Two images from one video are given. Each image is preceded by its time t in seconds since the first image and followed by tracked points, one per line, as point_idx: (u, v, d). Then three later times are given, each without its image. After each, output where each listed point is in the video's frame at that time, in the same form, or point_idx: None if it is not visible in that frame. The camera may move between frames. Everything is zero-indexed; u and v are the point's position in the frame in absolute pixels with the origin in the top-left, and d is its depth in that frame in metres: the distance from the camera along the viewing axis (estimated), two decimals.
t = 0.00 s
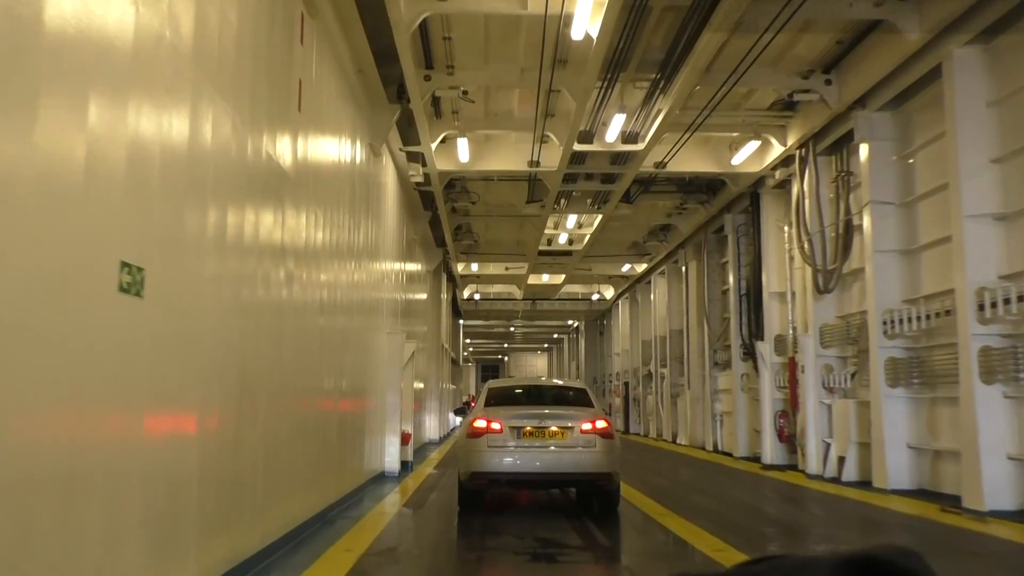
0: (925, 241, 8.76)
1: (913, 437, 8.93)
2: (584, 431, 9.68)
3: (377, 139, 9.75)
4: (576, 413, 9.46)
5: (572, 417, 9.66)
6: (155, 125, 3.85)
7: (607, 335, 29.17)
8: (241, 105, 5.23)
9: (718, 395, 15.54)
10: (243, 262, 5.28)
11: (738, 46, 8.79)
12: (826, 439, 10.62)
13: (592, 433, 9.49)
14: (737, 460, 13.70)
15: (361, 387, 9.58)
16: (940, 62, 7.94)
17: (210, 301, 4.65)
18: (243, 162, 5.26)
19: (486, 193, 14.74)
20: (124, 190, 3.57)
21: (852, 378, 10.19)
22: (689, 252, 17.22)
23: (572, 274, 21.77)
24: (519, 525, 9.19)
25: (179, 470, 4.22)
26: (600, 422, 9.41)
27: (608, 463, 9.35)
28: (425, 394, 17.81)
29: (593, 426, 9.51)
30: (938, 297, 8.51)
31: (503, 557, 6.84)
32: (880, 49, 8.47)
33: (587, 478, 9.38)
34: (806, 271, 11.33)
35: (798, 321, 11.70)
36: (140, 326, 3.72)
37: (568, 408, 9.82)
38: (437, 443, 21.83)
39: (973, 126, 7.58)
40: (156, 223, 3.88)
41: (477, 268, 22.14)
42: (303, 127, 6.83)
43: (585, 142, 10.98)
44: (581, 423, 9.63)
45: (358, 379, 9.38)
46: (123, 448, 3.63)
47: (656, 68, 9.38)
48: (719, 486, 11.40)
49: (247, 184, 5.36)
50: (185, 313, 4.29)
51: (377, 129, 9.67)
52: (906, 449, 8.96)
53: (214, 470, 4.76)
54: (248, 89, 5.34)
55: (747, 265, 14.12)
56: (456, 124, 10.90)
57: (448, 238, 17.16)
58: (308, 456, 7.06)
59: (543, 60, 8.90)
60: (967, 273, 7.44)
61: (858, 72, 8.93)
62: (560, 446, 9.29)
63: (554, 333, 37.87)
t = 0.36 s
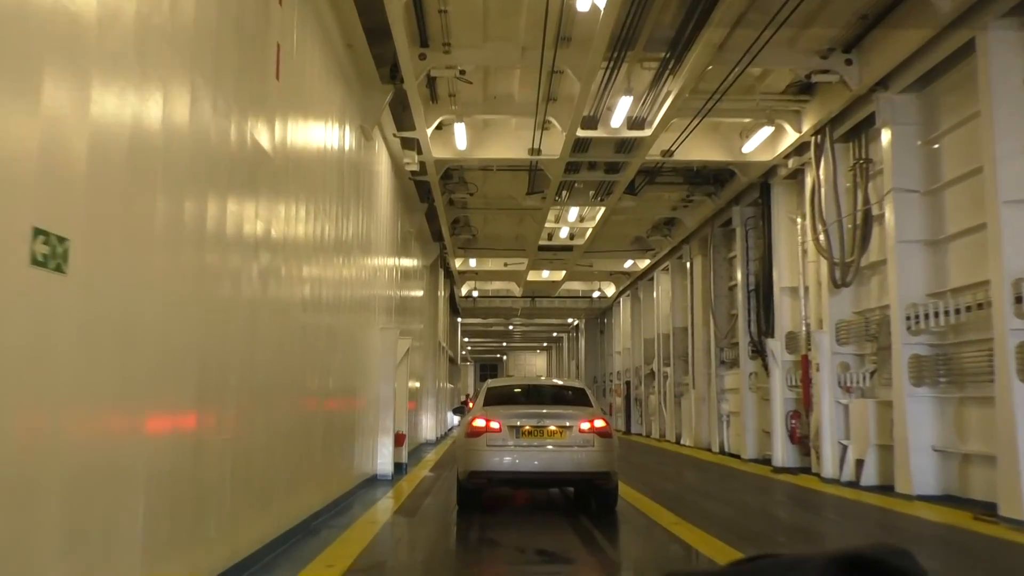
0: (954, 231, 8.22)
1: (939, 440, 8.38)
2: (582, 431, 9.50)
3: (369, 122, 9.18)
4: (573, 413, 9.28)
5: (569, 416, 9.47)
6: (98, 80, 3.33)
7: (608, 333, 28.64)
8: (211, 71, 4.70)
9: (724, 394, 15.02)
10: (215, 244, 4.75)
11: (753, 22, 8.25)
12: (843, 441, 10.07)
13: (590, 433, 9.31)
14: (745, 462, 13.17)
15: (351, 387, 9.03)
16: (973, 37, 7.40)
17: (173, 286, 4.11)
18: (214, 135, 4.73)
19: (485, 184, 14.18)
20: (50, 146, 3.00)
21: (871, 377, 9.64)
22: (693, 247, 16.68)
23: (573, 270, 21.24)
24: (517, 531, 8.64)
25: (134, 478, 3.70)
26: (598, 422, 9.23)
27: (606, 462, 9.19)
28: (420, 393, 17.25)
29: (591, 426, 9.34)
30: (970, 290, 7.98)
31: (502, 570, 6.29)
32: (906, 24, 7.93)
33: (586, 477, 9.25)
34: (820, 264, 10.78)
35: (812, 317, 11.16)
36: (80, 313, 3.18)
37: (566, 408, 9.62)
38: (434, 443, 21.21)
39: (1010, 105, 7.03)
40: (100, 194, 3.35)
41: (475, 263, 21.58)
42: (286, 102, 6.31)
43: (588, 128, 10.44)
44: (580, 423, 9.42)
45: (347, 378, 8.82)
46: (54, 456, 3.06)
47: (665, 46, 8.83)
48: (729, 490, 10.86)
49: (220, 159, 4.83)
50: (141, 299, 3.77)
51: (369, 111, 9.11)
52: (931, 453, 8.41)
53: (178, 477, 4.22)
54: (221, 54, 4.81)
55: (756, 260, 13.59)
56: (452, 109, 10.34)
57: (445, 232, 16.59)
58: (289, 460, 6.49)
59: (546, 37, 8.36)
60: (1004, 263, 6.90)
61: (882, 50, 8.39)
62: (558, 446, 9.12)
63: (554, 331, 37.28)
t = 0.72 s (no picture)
0: (986, 218, 7.68)
1: (970, 441, 7.85)
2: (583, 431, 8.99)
3: (361, 104, 8.66)
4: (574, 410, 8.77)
5: (570, 415, 8.97)
6: (31, 13, 2.81)
7: (610, 332, 28.12)
8: (179, 27, 4.20)
9: (732, 393, 14.50)
10: (184, 221, 4.23)
11: None
12: (863, 443, 9.53)
13: (592, 432, 8.79)
14: (755, 464, 12.65)
15: (343, 385, 8.50)
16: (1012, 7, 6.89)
17: (132, 265, 3.60)
18: (183, 99, 4.23)
19: (484, 175, 13.66)
20: None
21: (893, 375, 9.13)
22: (699, 241, 16.16)
23: (575, 266, 20.71)
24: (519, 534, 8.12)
25: (80, 486, 3.17)
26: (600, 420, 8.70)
27: (606, 461, 8.70)
28: (417, 392, 16.70)
29: (591, 425, 8.84)
30: (1004, 281, 7.44)
31: None
32: None
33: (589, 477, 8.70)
34: (837, 256, 10.25)
35: (827, 312, 10.64)
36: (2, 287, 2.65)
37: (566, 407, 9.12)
38: (431, 444, 20.69)
39: None
40: (32, 150, 2.83)
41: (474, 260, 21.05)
42: (268, 74, 5.79)
43: (594, 113, 9.90)
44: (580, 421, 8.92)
45: (339, 376, 8.29)
46: None
47: (676, 22, 8.31)
48: (740, 493, 10.34)
49: (190, 127, 4.31)
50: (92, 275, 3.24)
51: (361, 91, 8.58)
52: (961, 455, 7.88)
53: (137, 483, 3.70)
54: (190, 9, 4.31)
55: (766, 253, 13.06)
56: (450, 92, 9.80)
57: (443, 226, 16.04)
58: (273, 463, 5.96)
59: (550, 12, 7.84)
60: None
61: (909, 25, 7.89)
62: (558, 444, 8.60)
63: (554, 330, 36.77)
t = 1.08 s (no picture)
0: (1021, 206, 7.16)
1: (1004, 446, 7.32)
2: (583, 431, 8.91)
3: (352, 85, 8.13)
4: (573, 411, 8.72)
5: (570, 416, 8.93)
6: None
7: (611, 331, 27.59)
8: None
9: (740, 393, 13.98)
10: (152, 202, 3.72)
11: None
12: (885, 447, 8.99)
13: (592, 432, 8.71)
14: (767, 468, 12.12)
15: (333, 386, 7.96)
16: None
17: (83, 251, 3.08)
18: (149, 60, 3.71)
19: (483, 166, 13.15)
20: None
21: (918, 374, 8.60)
22: (706, 237, 15.65)
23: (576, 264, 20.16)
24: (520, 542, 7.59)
25: (9, 507, 2.65)
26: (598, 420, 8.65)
27: (606, 462, 8.68)
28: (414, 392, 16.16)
29: (591, 425, 8.80)
30: None
31: None
32: None
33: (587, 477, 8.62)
34: (855, 249, 9.72)
35: (844, 308, 10.12)
36: None
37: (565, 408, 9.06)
38: (429, 446, 20.16)
39: None
40: None
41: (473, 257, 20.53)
42: (251, 43, 5.28)
43: (599, 98, 9.36)
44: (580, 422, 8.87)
45: (328, 378, 7.77)
46: None
47: None
48: (753, 499, 9.81)
49: (158, 91, 3.79)
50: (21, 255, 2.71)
51: (351, 72, 8.05)
52: (995, 461, 7.34)
53: (94, 498, 3.19)
54: None
55: (777, 248, 12.52)
56: (446, 75, 9.25)
57: (440, 221, 15.50)
58: (255, 469, 5.43)
59: None
60: None
61: None
62: (558, 445, 8.55)
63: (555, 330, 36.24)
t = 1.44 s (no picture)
0: None
1: None
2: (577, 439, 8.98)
3: (338, 70, 7.61)
4: (569, 417, 8.76)
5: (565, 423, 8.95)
6: None
7: (610, 336, 27.06)
8: None
9: (747, 399, 13.48)
10: (103, 178, 3.20)
11: None
12: (907, 457, 8.45)
13: (588, 440, 8.75)
14: (776, 479, 11.58)
15: (318, 392, 7.42)
16: None
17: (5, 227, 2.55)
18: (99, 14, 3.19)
19: (480, 163, 12.63)
20: None
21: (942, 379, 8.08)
22: (709, 238, 15.16)
23: (575, 266, 19.65)
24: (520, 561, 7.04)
25: None
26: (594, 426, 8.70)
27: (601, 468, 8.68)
28: (407, 399, 15.59)
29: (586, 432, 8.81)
30: None
31: None
32: None
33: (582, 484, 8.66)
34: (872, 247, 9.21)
35: (860, 310, 9.61)
36: None
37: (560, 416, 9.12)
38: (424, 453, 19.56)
39: None
40: None
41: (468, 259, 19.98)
42: (229, 13, 4.79)
43: (602, 88, 8.83)
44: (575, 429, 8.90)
45: (313, 384, 7.21)
46: None
47: None
48: (765, 511, 9.27)
49: (113, 53, 3.28)
50: None
51: (338, 54, 7.52)
52: None
53: (23, 529, 2.67)
54: None
55: (786, 248, 12.02)
56: (441, 63, 8.73)
57: (435, 221, 14.97)
58: (226, 485, 4.88)
59: None
60: None
61: None
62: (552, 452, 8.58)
63: (552, 335, 35.68)
